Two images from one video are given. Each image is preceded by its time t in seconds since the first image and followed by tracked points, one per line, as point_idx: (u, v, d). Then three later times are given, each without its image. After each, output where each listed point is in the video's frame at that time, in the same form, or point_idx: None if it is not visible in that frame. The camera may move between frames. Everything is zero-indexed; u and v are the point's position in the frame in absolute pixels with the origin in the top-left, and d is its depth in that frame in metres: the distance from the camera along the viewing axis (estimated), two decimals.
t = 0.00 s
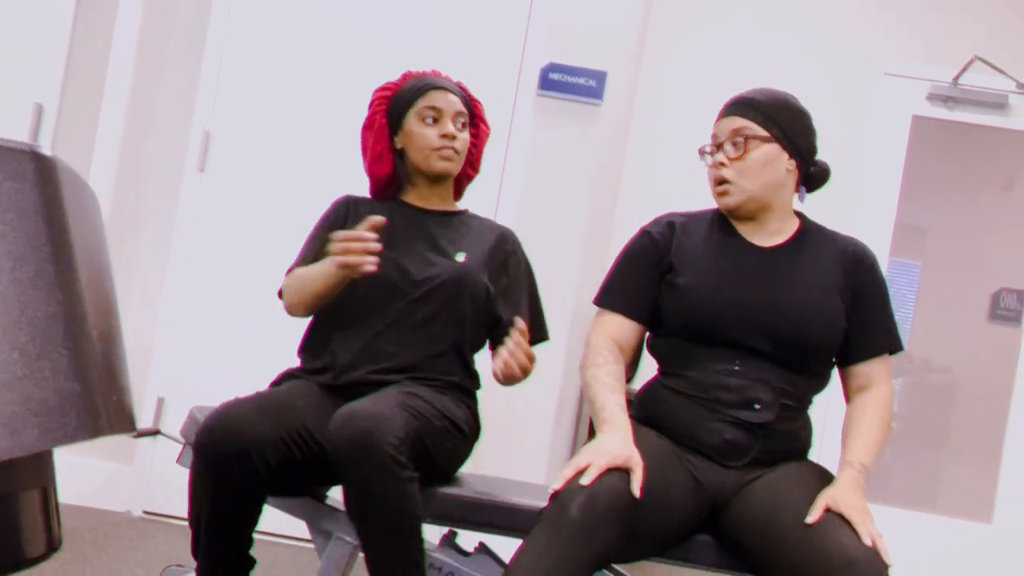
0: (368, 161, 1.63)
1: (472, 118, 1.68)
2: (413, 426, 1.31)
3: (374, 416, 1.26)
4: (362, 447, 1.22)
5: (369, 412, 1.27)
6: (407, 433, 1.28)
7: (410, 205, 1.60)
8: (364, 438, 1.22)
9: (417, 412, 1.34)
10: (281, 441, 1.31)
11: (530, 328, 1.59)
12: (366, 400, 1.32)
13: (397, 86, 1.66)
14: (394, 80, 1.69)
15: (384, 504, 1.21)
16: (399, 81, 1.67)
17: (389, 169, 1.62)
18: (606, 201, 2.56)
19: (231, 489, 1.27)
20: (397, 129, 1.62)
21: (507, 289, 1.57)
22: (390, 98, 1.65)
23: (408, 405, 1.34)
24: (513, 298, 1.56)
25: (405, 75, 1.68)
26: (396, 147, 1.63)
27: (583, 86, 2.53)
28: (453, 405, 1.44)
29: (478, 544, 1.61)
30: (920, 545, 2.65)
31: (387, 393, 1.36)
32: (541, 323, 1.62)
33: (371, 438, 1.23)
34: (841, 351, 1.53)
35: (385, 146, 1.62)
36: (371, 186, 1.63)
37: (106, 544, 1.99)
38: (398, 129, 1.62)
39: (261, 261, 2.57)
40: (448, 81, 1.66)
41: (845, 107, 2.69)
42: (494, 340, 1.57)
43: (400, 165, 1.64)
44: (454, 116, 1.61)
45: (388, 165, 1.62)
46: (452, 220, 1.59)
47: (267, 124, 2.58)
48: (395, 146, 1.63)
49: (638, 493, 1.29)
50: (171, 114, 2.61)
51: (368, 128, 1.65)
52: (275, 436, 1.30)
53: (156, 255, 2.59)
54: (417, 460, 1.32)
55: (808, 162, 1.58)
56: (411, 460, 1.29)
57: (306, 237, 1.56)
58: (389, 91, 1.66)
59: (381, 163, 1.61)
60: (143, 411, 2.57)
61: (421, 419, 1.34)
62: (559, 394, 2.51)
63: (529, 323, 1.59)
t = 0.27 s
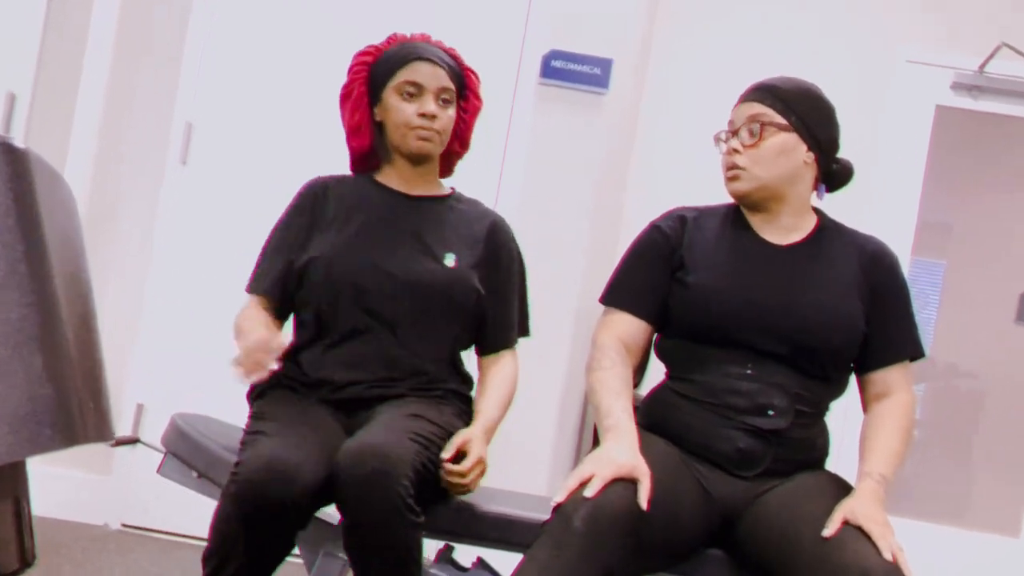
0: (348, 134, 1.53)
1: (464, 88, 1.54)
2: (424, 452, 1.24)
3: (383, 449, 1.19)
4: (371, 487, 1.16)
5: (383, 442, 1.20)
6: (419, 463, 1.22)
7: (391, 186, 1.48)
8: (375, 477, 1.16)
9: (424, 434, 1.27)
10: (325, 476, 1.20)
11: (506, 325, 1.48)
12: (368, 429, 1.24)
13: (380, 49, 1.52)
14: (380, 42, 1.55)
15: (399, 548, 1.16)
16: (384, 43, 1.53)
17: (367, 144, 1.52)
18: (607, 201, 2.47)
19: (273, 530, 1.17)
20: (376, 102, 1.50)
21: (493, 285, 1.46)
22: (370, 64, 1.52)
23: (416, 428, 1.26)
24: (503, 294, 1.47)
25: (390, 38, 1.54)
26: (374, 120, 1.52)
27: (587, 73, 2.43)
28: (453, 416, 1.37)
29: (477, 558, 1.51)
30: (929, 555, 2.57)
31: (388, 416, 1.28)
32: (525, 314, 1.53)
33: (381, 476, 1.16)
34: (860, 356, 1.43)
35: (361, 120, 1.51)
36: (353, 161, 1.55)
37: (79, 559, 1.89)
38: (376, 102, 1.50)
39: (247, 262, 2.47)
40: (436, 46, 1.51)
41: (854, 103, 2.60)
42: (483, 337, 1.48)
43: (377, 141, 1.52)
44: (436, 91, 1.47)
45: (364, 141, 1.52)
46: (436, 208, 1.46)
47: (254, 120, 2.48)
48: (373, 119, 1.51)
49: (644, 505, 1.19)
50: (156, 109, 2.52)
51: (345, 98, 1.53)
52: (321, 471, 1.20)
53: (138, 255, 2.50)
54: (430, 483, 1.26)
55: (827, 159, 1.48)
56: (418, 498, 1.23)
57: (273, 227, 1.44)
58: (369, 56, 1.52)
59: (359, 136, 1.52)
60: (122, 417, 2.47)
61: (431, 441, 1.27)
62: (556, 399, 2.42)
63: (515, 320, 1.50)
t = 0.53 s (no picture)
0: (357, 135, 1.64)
1: (461, 81, 1.58)
2: (396, 458, 1.32)
3: (351, 458, 1.27)
4: (339, 500, 1.25)
5: (349, 449, 1.29)
6: (390, 469, 1.30)
7: (399, 194, 1.59)
8: (341, 486, 1.25)
9: (404, 441, 1.36)
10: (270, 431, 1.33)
11: (536, 299, 1.56)
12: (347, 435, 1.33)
13: (378, 51, 1.60)
14: (379, 43, 1.62)
15: (363, 549, 1.25)
16: (382, 44, 1.60)
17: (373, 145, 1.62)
18: (604, 201, 2.58)
19: (225, 475, 1.30)
20: (376, 104, 1.59)
21: (486, 280, 1.52)
22: (368, 66, 1.59)
23: (392, 435, 1.35)
24: (497, 288, 1.53)
25: (387, 38, 1.60)
26: (377, 121, 1.61)
27: (582, 87, 2.53)
28: (446, 418, 1.47)
29: (478, 542, 1.62)
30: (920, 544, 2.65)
31: (370, 422, 1.38)
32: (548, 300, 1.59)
33: (349, 486, 1.25)
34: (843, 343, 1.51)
35: (363, 122, 1.61)
36: (367, 162, 1.66)
37: (107, 542, 2.00)
38: (376, 103, 1.59)
39: (262, 261, 2.57)
40: (429, 43, 1.56)
41: (844, 107, 2.70)
42: (494, 321, 1.55)
43: (382, 141, 1.62)
44: (425, 89, 1.53)
45: (370, 142, 1.62)
46: (435, 206, 1.55)
47: (267, 124, 2.58)
48: (376, 120, 1.61)
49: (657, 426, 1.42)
50: (172, 115, 2.62)
51: (350, 101, 1.63)
52: (261, 428, 1.32)
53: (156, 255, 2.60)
54: (407, 484, 1.35)
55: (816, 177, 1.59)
56: (394, 493, 1.32)
57: (316, 236, 1.67)
58: (367, 59, 1.60)
59: (365, 138, 1.62)
60: (144, 410, 2.58)
61: (407, 446, 1.36)
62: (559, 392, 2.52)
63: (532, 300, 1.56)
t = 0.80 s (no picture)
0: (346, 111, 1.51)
1: (468, 65, 1.46)
2: (354, 476, 1.20)
3: (300, 478, 1.16)
4: (281, 519, 1.14)
5: (298, 471, 1.17)
6: (344, 489, 1.19)
7: (388, 179, 1.46)
8: (283, 508, 1.14)
9: (371, 457, 1.23)
10: (204, 454, 1.25)
11: (533, 307, 1.40)
12: (303, 453, 1.22)
13: (378, 21, 1.46)
14: (379, 13, 1.48)
15: None
16: (384, 14, 1.46)
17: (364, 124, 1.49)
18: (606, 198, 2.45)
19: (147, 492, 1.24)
20: (371, 80, 1.46)
21: (483, 278, 1.39)
22: (366, 38, 1.46)
23: (354, 451, 1.23)
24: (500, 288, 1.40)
25: (389, 9, 1.47)
26: (371, 98, 1.48)
27: (588, 69, 2.40)
28: (436, 428, 1.34)
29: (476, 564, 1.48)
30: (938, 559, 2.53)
31: (334, 437, 1.27)
32: (546, 309, 1.42)
33: (292, 507, 1.14)
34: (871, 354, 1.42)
35: (355, 99, 1.48)
36: (354, 141, 1.53)
37: (73, 563, 1.86)
38: (372, 80, 1.46)
39: (245, 261, 2.43)
40: (436, 21, 1.43)
41: (858, 100, 2.57)
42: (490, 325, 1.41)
43: (375, 122, 1.50)
44: (430, 74, 1.40)
45: (360, 121, 1.50)
46: (425, 198, 1.42)
47: (250, 117, 2.44)
48: (368, 97, 1.48)
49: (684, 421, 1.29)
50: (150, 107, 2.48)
51: (342, 73, 1.49)
52: (190, 449, 1.24)
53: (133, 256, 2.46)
54: (372, 504, 1.23)
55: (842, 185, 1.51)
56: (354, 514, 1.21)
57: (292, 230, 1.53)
58: (365, 29, 1.46)
59: (356, 116, 1.49)
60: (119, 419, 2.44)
61: (375, 461, 1.23)
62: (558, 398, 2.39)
63: (531, 309, 1.40)
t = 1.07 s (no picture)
0: (355, 121, 1.64)
1: (473, 88, 1.62)
2: (413, 456, 1.38)
3: (371, 454, 1.32)
4: (360, 494, 1.29)
5: (363, 447, 1.33)
6: (406, 466, 1.35)
7: (395, 186, 1.61)
8: (360, 482, 1.29)
9: (418, 439, 1.41)
10: (279, 468, 1.39)
11: (527, 312, 1.60)
12: (364, 434, 1.38)
13: (395, 43, 1.61)
14: (395, 34, 1.63)
15: (380, 544, 1.30)
16: (400, 36, 1.61)
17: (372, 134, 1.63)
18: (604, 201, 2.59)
19: (238, 512, 1.37)
20: (386, 97, 1.60)
21: (488, 282, 1.58)
22: (383, 58, 1.60)
23: (409, 434, 1.40)
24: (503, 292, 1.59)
25: (406, 32, 1.61)
26: (382, 113, 1.63)
27: (581, 88, 2.54)
28: (450, 416, 1.51)
29: (479, 542, 1.62)
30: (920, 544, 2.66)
31: (388, 420, 1.43)
32: (537, 309, 1.61)
33: (367, 481, 1.29)
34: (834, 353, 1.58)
35: (368, 111, 1.62)
36: (358, 148, 1.67)
37: (108, 542, 2.00)
38: (387, 97, 1.60)
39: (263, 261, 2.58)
40: (449, 47, 1.58)
41: (844, 108, 2.70)
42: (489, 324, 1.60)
43: (382, 132, 1.64)
44: (448, 98, 1.56)
45: (370, 131, 1.63)
46: (435, 206, 1.58)
47: (267, 125, 2.59)
48: (379, 111, 1.62)
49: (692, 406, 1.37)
50: (172, 115, 2.62)
51: (356, 87, 1.63)
52: (263, 454, 1.37)
53: (157, 256, 2.61)
54: (420, 483, 1.40)
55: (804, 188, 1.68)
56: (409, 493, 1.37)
57: (292, 239, 1.65)
58: (383, 48, 1.61)
59: (365, 126, 1.63)
60: (145, 410, 2.58)
61: (424, 446, 1.41)
62: (559, 392, 2.53)
63: (527, 311, 1.60)
